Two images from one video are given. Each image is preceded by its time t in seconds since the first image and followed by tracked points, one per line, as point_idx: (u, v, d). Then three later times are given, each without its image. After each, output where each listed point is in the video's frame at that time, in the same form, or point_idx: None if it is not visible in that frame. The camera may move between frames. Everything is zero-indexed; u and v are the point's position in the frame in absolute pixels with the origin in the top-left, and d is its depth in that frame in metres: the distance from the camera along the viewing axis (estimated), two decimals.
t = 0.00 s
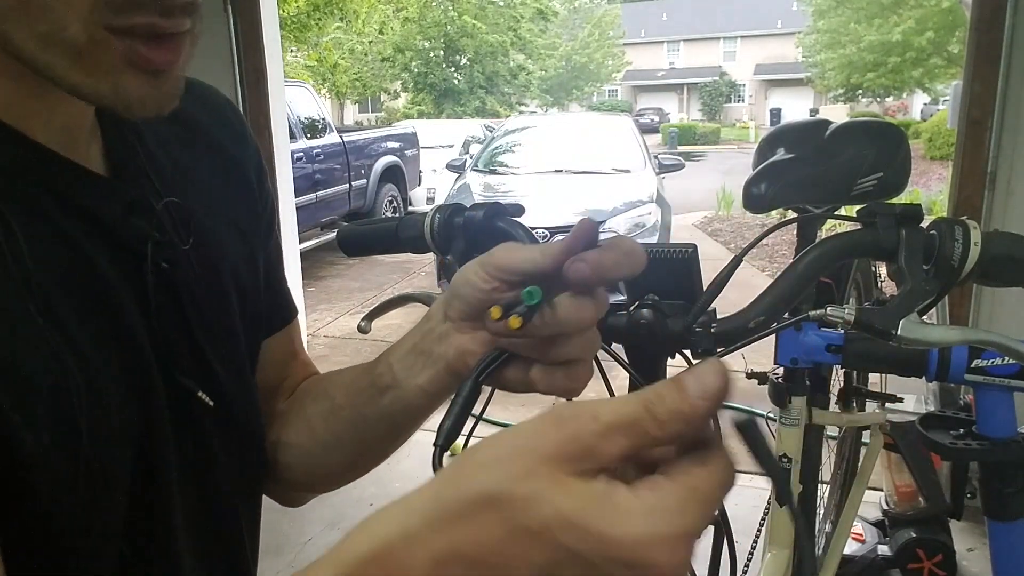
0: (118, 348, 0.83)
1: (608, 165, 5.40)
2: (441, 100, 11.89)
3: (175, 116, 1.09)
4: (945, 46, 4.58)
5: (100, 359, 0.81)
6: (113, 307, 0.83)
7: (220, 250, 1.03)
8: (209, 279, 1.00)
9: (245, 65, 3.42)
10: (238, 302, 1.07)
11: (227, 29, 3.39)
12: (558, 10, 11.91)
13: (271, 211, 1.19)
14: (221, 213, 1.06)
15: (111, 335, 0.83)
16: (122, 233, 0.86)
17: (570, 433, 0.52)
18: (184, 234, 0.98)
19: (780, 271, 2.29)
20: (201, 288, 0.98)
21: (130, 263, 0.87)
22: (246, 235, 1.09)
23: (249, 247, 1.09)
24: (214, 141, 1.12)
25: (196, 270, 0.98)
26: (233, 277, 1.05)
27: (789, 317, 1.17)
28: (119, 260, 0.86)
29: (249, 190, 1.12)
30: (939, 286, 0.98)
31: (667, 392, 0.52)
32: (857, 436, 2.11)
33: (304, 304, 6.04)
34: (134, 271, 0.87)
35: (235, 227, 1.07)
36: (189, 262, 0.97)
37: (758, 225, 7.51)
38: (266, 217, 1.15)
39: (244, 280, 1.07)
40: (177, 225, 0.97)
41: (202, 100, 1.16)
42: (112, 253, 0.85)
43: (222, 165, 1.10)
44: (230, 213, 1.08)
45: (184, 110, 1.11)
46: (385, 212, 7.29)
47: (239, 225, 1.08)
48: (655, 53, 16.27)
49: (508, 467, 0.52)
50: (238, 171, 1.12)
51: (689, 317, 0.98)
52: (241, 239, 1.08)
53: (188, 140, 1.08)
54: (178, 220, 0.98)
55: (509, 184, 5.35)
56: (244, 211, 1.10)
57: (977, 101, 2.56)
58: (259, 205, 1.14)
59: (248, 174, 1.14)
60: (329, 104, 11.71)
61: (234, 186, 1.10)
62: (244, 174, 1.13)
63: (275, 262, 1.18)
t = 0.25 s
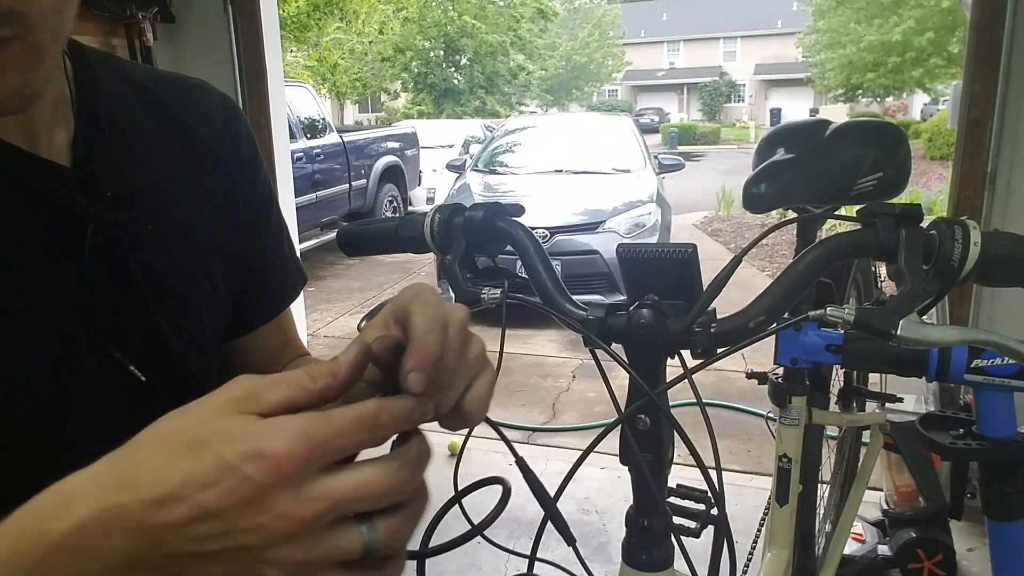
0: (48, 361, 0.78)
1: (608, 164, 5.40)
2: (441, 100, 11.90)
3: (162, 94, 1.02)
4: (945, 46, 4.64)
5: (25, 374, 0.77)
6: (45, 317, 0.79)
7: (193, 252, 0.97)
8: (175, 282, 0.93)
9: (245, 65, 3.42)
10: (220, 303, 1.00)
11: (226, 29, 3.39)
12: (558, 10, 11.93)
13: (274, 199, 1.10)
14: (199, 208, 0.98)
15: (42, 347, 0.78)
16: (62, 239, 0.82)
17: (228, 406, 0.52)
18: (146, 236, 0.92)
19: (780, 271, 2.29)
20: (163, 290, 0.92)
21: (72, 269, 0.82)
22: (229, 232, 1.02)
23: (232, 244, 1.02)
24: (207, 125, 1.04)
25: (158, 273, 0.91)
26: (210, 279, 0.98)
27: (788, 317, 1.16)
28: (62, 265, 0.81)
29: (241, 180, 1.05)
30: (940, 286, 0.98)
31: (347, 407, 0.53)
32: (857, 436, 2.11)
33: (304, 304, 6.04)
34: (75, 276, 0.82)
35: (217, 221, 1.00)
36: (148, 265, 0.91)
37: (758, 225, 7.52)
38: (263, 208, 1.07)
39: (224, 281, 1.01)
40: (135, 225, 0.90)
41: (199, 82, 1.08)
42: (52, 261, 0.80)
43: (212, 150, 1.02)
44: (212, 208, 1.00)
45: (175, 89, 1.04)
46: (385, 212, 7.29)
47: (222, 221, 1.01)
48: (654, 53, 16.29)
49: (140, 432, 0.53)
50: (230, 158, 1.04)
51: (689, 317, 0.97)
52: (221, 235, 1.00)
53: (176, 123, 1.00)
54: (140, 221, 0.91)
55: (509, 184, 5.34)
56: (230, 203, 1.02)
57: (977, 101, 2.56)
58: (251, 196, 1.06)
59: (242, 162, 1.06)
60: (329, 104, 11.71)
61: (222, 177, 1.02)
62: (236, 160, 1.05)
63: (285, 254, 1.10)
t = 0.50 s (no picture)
0: None
1: (607, 164, 5.40)
2: (441, 99, 11.92)
3: (157, 83, 0.94)
4: (946, 47, 4.61)
5: None
6: None
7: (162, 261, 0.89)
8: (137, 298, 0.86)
9: (245, 65, 3.42)
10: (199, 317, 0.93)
11: (226, 29, 3.39)
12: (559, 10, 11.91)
13: (277, 204, 1.01)
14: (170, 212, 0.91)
15: None
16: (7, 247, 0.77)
17: (148, 454, 0.58)
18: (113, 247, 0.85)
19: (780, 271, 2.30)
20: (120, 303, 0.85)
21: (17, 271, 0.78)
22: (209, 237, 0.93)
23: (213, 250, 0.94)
24: (203, 123, 0.95)
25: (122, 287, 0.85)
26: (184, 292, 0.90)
27: (788, 317, 1.17)
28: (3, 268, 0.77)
29: (232, 183, 0.96)
30: (940, 286, 0.98)
31: (259, 467, 0.61)
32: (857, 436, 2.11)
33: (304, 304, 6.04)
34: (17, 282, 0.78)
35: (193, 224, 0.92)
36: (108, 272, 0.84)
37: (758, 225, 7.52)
38: (257, 213, 0.98)
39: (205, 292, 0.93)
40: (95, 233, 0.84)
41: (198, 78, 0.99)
42: None
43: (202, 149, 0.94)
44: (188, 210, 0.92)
45: (174, 81, 0.96)
46: (385, 212, 7.29)
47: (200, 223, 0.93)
48: (654, 53, 16.30)
49: (69, 468, 0.58)
50: (221, 158, 0.96)
51: (689, 317, 0.97)
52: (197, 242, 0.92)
53: (165, 116, 0.93)
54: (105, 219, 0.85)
55: (509, 184, 5.34)
56: (213, 207, 0.94)
57: (977, 101, 2.56)
58: (247, 200, 0.97)
59: (238, 164, 0.97)
60: (329, 104, 11.71)
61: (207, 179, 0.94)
62: (229, 160, 0.96)
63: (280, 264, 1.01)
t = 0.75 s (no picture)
0: None
1: (608, 164, 5.40)
2: (441, 99, 11.93)
3: (155, 84, 0.87)
4: (945, 46, 4.61)
5: None
6: None
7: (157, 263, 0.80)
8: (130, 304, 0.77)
9: (245, 65, 3.43)
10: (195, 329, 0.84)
11: (226, 29, 3.39)
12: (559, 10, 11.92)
13: (277, 214, 0.94)
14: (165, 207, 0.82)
15: None
16: None
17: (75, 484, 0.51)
18: (102, 244, 0.76)
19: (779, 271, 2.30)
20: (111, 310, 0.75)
21: None
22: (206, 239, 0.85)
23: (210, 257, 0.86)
24: (202, 124, 0.88)
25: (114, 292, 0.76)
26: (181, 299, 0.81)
27: (788, 317, 1.17)
28: None
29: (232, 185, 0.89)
30: (940, 286, 0.98)
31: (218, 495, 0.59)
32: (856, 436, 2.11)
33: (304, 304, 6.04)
34: None
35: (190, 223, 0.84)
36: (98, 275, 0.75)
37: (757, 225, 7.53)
38: (256, 221, 0.92)
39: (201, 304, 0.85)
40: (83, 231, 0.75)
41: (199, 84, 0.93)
42: None
43: (200, 148, 0.87)
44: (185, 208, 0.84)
45: (173, 84, 0.89)
46: (384, 212, 7.29)
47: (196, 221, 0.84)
48: (654, 53, 16.32)
49: None
50: (221, 159, 0.88)
51: (689, 317, 0.97)
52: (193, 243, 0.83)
53: (155, 108, 0.85)
54: (92, 214, 0.76)
55: (509, 185, 5.34)
56: (209, 206, 0.86)
57: (977, 102, 2.56)
58: (246, 206, 0.90)
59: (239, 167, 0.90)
60: (329, 104, 11.73)
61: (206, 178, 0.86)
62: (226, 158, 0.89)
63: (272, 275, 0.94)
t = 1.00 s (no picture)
0: None
1: (608, 164, 5.40)
2: (441, 99, 11.92)
3: (167, 92, 0.87)
4: (945, 46, 4.61)
5: None
6: None
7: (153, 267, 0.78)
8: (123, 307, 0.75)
9: (245, 65, 3.43)
10: (197, 337, 0.83)
11: (226, 29, 3.39)
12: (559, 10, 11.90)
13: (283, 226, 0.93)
14: (163, 211, 0.80)
15: None
16: None
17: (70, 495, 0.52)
18: (98, 248, 0.75)
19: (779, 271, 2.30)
20: (106, 313, 0.75)
21: None
22: (208, 245, 0.83)
23: (216, 264, 0.84)
24: (212, 131, 0.87)
25: (107, 297, 0.75)
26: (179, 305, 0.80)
27: (787, 318, 1.17)
28: None
29: (239, 191, 0.87)
30: (940, 286, 0.98)
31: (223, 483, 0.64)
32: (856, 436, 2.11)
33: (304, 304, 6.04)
34: None
35: (191, 227, 0.82)
36: (91, 279, 0.74)
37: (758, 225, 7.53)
38: (263, 231, 0.90)
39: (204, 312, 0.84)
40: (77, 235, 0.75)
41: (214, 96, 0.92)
42: None
43: (206, 153, 0.86)
44: (186, 212, 0.82)
45: (186, 94, 0.89)
46: (384, 212, 7.29)
47: (198, 226, 0.82)
48: (654, 53, 16.30)
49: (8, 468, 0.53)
50: (229, 166, 0.87)
51: (689, 318, 0.97)
52: (193, 247, 0.81)
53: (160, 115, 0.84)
54: (90, 218, 0.76)
55: (509, 185, 5.34)
56: (215, 211, 0.84)
57: (977, 101, 2.56)
58: (254, 215, 0.89)
59: (246, 173, 0.88)
60: (328, 104, 11.76)
61: (211, 183, 0.85)
62: (235, 168, 0.87)
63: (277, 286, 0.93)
